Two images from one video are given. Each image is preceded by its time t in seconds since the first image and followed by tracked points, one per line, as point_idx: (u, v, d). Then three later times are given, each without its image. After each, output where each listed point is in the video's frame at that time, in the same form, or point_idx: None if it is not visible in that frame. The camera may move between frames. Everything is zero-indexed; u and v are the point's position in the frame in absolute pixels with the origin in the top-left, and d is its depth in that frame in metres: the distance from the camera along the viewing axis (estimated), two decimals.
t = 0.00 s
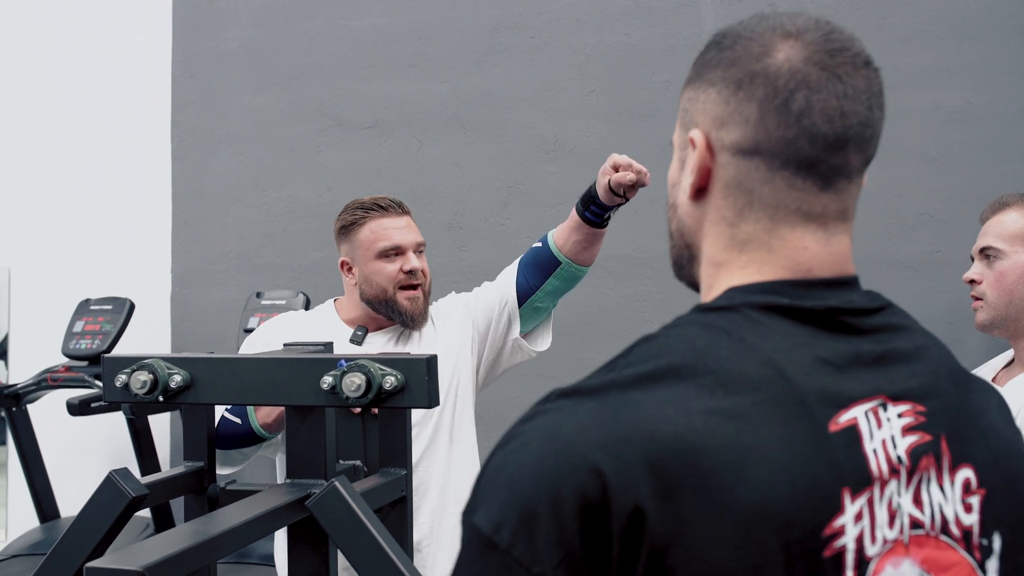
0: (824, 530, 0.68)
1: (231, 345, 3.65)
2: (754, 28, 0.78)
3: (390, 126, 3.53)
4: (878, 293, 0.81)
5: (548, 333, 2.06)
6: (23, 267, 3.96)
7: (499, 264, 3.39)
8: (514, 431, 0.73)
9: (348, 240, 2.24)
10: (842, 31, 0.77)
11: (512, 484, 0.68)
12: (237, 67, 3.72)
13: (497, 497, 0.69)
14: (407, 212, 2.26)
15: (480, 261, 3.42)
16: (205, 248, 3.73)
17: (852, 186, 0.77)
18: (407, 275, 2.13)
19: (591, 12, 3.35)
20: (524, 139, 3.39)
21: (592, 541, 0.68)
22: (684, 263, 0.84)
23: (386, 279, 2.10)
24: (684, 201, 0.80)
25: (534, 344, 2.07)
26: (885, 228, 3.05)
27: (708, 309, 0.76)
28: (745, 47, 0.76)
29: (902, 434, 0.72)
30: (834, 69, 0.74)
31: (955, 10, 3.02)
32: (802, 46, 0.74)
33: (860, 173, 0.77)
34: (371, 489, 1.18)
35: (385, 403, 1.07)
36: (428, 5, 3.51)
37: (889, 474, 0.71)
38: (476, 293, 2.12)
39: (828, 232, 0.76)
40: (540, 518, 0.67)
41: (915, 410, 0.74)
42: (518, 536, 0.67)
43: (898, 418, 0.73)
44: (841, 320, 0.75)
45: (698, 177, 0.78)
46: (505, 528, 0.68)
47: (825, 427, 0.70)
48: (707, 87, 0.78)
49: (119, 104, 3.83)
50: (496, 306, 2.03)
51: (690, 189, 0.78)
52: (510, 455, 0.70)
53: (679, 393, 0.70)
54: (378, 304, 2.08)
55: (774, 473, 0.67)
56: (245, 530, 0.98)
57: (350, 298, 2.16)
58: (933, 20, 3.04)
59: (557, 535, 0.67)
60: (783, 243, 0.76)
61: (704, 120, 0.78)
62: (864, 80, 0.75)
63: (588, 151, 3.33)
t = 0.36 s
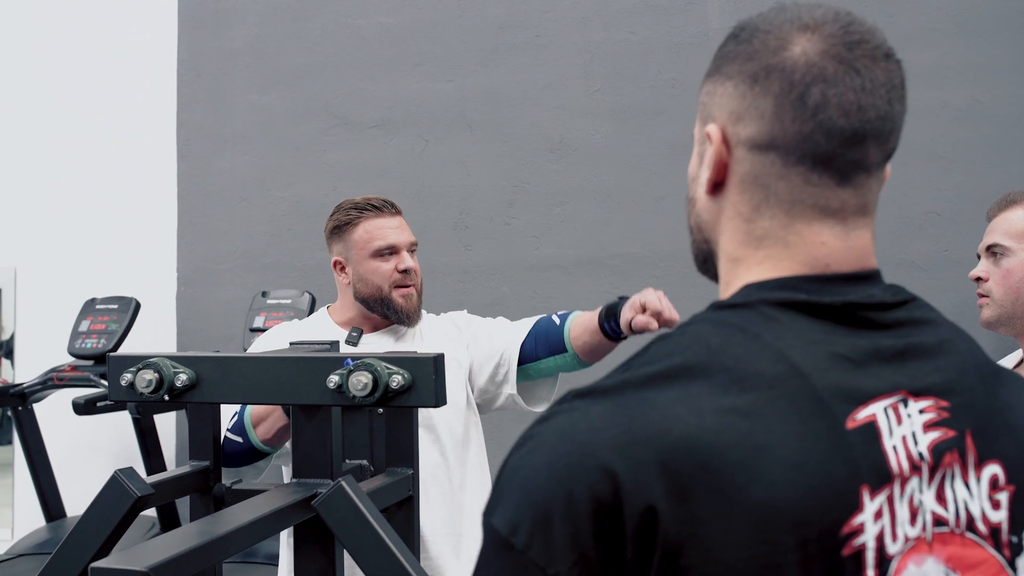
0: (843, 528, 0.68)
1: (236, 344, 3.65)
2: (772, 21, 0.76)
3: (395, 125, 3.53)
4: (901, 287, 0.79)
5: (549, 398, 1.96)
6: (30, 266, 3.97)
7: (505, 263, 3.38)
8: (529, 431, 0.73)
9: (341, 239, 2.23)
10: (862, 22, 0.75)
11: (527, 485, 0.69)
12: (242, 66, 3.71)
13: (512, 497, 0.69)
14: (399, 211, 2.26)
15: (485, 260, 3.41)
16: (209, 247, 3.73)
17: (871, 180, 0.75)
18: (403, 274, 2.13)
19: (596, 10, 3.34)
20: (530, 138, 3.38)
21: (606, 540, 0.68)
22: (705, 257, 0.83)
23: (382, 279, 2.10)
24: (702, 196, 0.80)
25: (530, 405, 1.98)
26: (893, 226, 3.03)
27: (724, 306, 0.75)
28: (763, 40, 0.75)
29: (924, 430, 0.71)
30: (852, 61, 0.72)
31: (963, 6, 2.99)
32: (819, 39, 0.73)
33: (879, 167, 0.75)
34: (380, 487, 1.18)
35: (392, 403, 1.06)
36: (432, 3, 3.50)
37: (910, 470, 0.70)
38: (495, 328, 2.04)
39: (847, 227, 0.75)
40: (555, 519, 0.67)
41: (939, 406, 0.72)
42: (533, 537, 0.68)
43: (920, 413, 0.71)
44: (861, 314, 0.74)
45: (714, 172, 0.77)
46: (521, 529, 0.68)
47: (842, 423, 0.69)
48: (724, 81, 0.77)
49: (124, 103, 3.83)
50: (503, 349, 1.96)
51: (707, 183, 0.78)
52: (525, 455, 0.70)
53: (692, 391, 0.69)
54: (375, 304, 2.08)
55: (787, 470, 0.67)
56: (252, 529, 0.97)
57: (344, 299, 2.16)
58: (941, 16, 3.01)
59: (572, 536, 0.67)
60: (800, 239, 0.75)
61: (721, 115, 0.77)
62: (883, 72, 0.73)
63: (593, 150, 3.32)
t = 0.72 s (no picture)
0: (889, 525, 0.67)
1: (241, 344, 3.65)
2: (807, 16, 0.75)
3: (400, 124, 3.53)
4: (938, 282, 0.79)
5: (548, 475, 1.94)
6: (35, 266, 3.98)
7: (510, 263, 3.38)
8: (571, 430, 0.71)
9: (345, 240, 2.23)
10: (899, 17, 0.75)
11: (572, 484, 0.67)
12: (247, 66, 3.71)
13: (558, 496, 0.67)
14: (402, 210, 2.25)
15: (490, 259, 3.40)
16: (214, 247, 3.73)
17: (909, 176, 0.75)
18: (407, 273, 2.12)
19: (601, 9, 3.33)
20: (536, 137, 3.37)
21: (653, 539, 0.66)
22: (738, 254, 0.82)
23: (387, 278, 2.09)
24: (737, 192, 0.79)
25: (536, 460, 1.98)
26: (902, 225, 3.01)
27: (764, 304, 0.74)
28: (799, 36, 0.74)
29: (966, 426, 0.71)
30: (890, 57, 0.72)
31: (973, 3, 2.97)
32: (858, 34, 0.72)
33: (916, 163, 0.75)
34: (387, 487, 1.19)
35: (397, 403, 1.06)
36: (437, 3, 3.49)
37: (953, 466, 0.70)
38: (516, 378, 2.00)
39: (885, 223, 0.75)
40: (602, 518, 0.65)
41: (979, 401, 0.72)
42: (580, 536, 0.66)
43: (961, 409, 0.71)
44: (902, 311, 0.73)
45: (751, 169, 0.76)
46: (569, 527, 0.66)
47: (885, 420, 0.68)
48: (760, 77, 0.76)
49: (128, 103, 3.83)
50: (515, 407, 1.92)
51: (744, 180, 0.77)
52: (569, 455, 0.69)
53: (736, 389, 0.68)
54: (381, 303, 2.07)
55: (834, 467, 0.66)
56: (256, 532, 0.97)
57: (350, 299, 2.15)
58: (951, 13, 2.98)
59: (620, 535, 0.65)
60: (838, 235, 0.74)
61: (757, 111, 0.76)
62: (921, 68, 0.73)
63: (599, 150, 3.31)
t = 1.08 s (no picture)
0: (929, 520, 0.66)
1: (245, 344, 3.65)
2: (840, 13, 0.75)
3: (404, 124, 3.52)
4: (966, 279, 0.79)
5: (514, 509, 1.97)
6: (40, 266, 3.99)
7: (515, 264, 3.37)
8: (609, 426, 0.71)
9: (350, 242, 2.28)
10: (931, 15, 0.74)
11: (611, 480, 0.67)
12: (251, 66, 3.71)
13: (597, 493, 0.68)
14: (394, 212, 2.19)
15: (495, 259, 3.40)
16: (217, 247, 3.73)
17: (942, 174, 0.74)
18: (378, 281, 2.10)
19: (605, 9, 3.32)
20: (541, 137, 3.36)
21: (695, 534, 0.67)
22: (766, 251, 0.82)
23: (360, 286, 2.12)
24: (767, 190, 0.78)
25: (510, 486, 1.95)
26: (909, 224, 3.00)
27: (798, 300, 0.74)
28: (832, 34, 0.74)
29: (1002, 420, 0.70)
30: (924, 54, 0.71)
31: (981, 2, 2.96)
32: (892, 32, 0.72)
33: (949, 160, 0.74)
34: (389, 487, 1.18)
35: (400, 403, 1.05)
36: (442, 3, 3.49)
37: (991, 461, 0.69)
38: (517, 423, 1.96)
39: (918, 221, 0.74)
40: (642, 514, 0.66)
41: (1013, 396, 0.71)
42: (620, 531, 0.66)
43: (997, 404, 0.70)
44: (935, 308, 0.73)
45: (783, 167, 0.75)
46: (608, 523, 0.67)
47: (922, 415, 0.67)
48: (792, 75, 0.75)
49: (132, 103, 3.84)
50: (512, 458, 1.90)
51: (775, 178, 0.76)
52: (606, 452, 0.69)
53: (774, 385, 0.68)
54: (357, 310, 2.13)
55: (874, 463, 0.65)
56: (259, 531, 0.97)
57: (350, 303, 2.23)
58: (959, 12, 2.97)
59: (661, 530, 0.66)
60: (871, 233, 0.74)
61: (789, 109, 0.75)
62: (954, 66, 0.72)
63: (604, 150, 3.30)
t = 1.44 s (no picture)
0: (945, 515, 0.66)
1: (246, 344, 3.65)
2: (849, 12, 0.74)
3: (405, 124, 3.52)
4: (974, 276, 0.79)
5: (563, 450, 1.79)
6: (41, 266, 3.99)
7: (516, 263, 3.37)
8: (623, 425, 0.71)
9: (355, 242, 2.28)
10: (941, 13, 0.74)
11: (628, 478, 0.67)
12: (253, 66, 3.71)
13: (613, 491, 0.67)
14: (400, 211, 2.19)
15: (496, 259, 3.40)
16: (218, 247, 3.73)
17: (953, 170, 0.74)
18: (386, 278, 2.11)
19: (606, 9, 3.32)
20: (543, 137, 3.36)
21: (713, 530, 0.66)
22: (775, 249, 0.81)
23: (368, 284, 2.13)
24: (777, 188, 0.78)
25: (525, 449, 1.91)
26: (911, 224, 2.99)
27: (808, 297, 0.74)
28: (842, 32, 0.73)
29: (1012, 417, 0.70)
30: (934, 51, 0.71)
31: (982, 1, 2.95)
32: (902, 30, 0.72)
33: (959, 157, 0.74)
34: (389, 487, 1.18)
35: (399, 402, 1.05)
36: (443, 3, 3.49)
37: (1003, 457, 0.69)
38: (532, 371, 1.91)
39: (928, 218, 0.74)
40: (660, 511, 0.65)
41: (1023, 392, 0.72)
42: (638, 530, 0.66)
43: (1007, 401, 0.70)
44: (944, 304, 0.73)
45: (793, 164, 0.75)
46: (625, 521, 0.66)
47: (937, 410, 0.67)
48: (802, 73, 0.75)
49: (132, 103, 3.84)
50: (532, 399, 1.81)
51: (785, 176, 0.76)
52: (621, 450, 0.69)
53: (790, 381, 0.67)
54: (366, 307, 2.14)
55: (890, 458, 0.65)
56: (260, 529, 0.97)
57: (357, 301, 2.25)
58: (960, 11, 2.96)
59: (680, 528, 0.66)
60: (883, 230, 0.73)
61: (800, 106, 0.75)
62: (964, 63, 0.72)
63: (605, 150, 3.30)
